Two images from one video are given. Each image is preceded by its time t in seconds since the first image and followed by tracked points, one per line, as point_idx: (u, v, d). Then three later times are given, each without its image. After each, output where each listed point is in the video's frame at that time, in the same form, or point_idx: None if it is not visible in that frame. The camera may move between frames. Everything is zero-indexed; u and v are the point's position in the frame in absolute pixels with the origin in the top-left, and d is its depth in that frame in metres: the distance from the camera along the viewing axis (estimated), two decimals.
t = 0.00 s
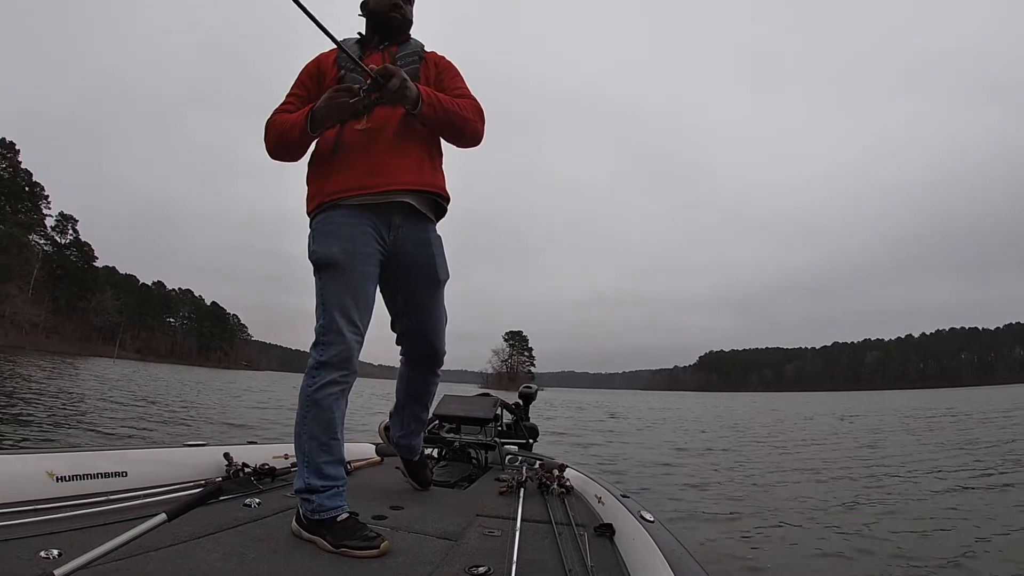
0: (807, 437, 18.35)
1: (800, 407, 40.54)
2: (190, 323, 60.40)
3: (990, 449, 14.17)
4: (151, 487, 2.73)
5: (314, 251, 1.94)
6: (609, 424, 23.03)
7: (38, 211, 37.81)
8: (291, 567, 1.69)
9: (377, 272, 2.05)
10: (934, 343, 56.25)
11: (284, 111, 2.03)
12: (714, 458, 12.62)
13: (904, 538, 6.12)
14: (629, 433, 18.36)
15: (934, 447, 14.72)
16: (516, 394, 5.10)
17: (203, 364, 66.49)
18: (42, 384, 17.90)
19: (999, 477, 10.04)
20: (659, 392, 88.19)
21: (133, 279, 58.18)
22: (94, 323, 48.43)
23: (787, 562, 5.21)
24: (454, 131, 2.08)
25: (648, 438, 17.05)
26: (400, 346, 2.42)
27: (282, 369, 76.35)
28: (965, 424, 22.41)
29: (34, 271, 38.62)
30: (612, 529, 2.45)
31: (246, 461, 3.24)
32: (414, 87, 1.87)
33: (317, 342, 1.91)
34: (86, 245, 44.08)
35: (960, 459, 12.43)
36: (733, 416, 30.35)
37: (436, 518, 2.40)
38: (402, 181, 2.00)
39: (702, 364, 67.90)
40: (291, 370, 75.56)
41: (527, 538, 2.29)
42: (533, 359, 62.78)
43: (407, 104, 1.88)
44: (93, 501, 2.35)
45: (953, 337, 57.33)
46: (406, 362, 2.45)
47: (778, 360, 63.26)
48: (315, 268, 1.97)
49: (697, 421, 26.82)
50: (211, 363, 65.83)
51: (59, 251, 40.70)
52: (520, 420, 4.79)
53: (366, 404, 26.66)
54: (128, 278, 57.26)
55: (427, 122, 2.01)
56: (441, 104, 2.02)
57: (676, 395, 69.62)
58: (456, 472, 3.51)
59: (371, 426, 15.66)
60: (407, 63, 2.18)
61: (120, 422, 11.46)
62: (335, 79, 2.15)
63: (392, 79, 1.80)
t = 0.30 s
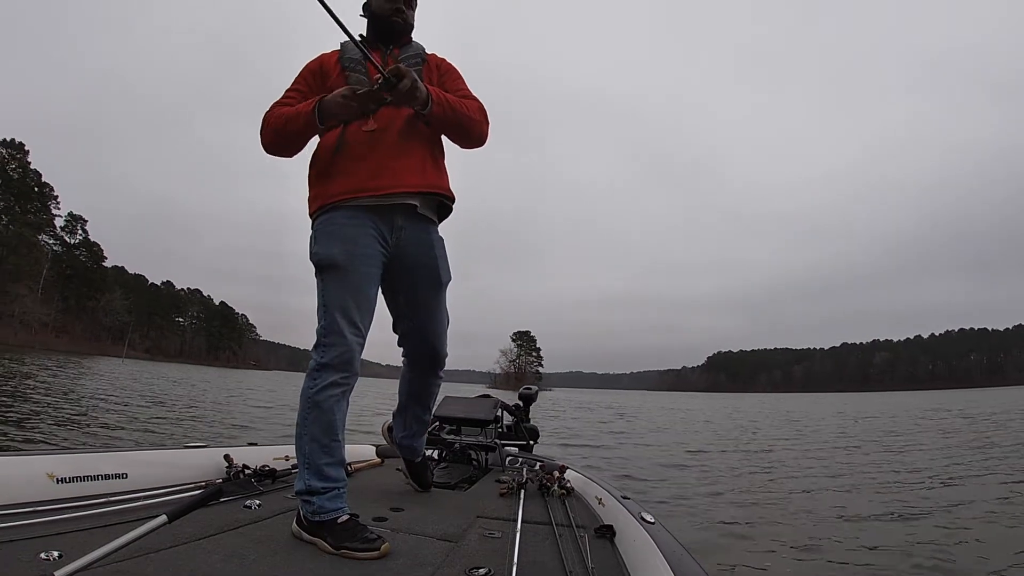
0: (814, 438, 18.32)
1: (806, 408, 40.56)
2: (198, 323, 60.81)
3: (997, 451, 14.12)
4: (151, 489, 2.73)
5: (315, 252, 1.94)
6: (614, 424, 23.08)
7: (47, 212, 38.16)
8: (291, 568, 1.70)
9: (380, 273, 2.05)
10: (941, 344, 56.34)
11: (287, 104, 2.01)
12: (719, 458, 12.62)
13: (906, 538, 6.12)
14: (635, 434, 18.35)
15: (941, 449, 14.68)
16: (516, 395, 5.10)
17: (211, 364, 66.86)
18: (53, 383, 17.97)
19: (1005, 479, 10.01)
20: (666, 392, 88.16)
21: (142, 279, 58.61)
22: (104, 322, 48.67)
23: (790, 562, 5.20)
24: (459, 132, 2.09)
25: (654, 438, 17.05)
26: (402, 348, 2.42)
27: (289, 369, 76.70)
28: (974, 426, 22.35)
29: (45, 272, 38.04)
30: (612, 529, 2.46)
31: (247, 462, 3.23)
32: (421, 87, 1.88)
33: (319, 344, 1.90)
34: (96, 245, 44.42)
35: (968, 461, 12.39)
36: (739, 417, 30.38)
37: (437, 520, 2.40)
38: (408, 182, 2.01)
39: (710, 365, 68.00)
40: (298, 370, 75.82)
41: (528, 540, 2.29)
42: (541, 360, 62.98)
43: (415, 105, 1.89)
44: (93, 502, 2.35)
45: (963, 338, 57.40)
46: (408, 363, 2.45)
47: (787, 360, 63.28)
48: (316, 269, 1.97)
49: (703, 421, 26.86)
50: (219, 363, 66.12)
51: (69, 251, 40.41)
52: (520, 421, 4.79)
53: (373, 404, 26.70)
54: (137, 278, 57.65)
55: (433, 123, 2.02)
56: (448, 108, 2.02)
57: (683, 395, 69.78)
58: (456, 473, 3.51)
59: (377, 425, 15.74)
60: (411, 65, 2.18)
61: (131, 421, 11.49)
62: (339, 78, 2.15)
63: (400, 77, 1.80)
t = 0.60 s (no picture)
0: (822, 437, 18.29)
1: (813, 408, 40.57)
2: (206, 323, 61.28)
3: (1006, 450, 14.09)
4: (151, 488, 2.73)
5: (314, 253, 1.95)
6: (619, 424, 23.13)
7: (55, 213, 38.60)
8: (290, 567, 1.69)
9: (378, 272, 2.05)
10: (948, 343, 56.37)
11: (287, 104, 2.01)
12: (724, 458, 12.61)
13: (909, 538, 6.09)
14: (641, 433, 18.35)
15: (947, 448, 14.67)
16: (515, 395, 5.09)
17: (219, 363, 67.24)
18: (64, 383, 18.13)
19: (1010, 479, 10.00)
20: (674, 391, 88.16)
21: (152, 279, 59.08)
22: (113, 322, 49.12)
23: (791, 562, 5.19)
24: (460, 134, 2.10)
25: (660, 438, 17.05)
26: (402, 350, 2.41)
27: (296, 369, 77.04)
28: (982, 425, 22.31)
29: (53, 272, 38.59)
30: (612, 530, 2.45)
31: (247, 461, 3.24)
32: (425, 88, 1.89)
33: (317, 344, 1.90)
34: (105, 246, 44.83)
35: (975, 461, 12.32)
36: (746, 416, 30.39)
37: (437, 520, 2.40)
38: (408, 182, 2.01)
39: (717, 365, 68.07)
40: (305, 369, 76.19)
41: (528, 540, 2.29)
42: (548, 359, 63.18)
43: (418, 106, 1.90)
44: (92, 500, 2.35)
45: (972, 337, 57.48)
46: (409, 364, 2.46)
47: (795, 360, 63.31)
48: (314, 269, 1.97)
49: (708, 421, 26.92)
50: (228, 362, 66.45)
51: (77, 251, 41.77)
52: (520, 421, 4.78)
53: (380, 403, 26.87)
54: (146, 278, 58.10)
55: (434, 124, 2.02)
56: (450, 111, 2.04)
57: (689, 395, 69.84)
58: (456, 473, 3.51)
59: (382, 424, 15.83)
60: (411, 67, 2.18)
61: (141, 420, 11.55)
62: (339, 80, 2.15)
63: (405, 78, 1.81)
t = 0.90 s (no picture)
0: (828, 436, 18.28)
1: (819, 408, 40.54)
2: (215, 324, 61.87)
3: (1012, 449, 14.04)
4: (151, 486, 2.74)
5: (313, 252, 1.94)
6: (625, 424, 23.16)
7: (62, 214, 39.05)
8: (289, 568, 1.69)
9: (376, 272, 2.05)
10: (958, 342, 56.38)
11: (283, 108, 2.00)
12: (727, 457, 12.62)
13: (911, 537, 6.07)
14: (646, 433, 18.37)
15: (953, 447, 14.61)
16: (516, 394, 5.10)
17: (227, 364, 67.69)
18: (75, 385, 18.35)
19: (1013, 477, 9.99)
20: (679, 391, 88.27)
21: (159, 281, 59.54)
22: (120, 324, 49.48)
23: (794, 561, 5.17)
24: (456, 131, 2.09)
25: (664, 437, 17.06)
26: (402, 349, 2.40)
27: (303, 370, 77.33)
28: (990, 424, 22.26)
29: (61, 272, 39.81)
30: (612, 530, 2.45)
31: (247, 461, 3.24)
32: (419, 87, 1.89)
33: (317, 343, 1.90)
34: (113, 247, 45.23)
35: (981, 459, 12.26)
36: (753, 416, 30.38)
37: (436, 520, 2.40)
38: (404, 181, 2.01)
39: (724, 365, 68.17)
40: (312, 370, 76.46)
41: (528, 540, 2.29)
42: (554, 359, 63.53)
43: (413, 105, 1.90)
44: (93, 500, 2.35)
45: (981, 334, 57.45)
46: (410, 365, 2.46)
47: (802, 358, 63.39)
48: (313, 269, 1.97)
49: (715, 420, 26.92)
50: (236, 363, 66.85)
51: (85, 253, 41.72)
52: (521, 421, 4.78)
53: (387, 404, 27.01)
54: (154, 280, 58.55)
55: (429, 122, 2.02)
56: (445, 108, 2.03)
57: (696, 395, 69.98)
58: (456, 473, 3.51)
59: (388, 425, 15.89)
60: (408, 65, 2.18)
61: (152, 421, 11.68)
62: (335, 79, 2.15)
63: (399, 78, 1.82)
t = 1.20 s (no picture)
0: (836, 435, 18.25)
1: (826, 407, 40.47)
2: (222, 325, 62.25)
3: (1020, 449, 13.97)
4: (153, 487, 2.74)
5: (308, 253, 1.95)
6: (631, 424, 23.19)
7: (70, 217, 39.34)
8: (289, 568, 1.69)
9: (373, 272, 2.05)
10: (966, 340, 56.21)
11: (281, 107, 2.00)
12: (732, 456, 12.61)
13: (916, 536, 6.05)
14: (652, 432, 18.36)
15: (961, 446, 14.54)
16: (516, 394, 5.09)
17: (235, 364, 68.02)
18: (86, 386, 18.45)
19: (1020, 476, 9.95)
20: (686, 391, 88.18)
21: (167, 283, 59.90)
22: (128, 325, 49.79)
23: (798, 561, 5.15)
24: (453, 132, 2.09)
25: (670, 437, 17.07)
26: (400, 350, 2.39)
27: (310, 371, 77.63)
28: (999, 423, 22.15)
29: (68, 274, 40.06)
30: (613, 529, 2.45)
31: (248, 461, 3.24)
32: (415, 89, 1.91)
33: (314, 343, 1.90)
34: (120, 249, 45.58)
35: (989, 459, 12.19)
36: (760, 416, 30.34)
37: (436, 520, 2.40)
38: (402, 180, 2.02)
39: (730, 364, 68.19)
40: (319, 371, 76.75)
41: (528, 539, 2.28)
42: (561, 358, 63.72)
43: (408, 107, 1.91)
44: (93, 500, 2.36)
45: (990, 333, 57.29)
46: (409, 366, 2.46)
47: (809, 357, 63.34)
48: (309, 269, 1.97)
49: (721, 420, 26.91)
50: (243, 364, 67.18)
51: (92, 255, 42.57)
52: (521, 421, 4.77)
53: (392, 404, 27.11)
54: (162, 281, 58.91)
55: (426, 122, 2.02)
56: (444, 108, 2.03)
57: (702, 394, 70.01)
58: (457, 472, 3.52)
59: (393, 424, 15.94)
60: (404, 65, 2.18)
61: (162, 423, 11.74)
62: (332, 80, 2.15)
63: (394, 79, 1.83)
